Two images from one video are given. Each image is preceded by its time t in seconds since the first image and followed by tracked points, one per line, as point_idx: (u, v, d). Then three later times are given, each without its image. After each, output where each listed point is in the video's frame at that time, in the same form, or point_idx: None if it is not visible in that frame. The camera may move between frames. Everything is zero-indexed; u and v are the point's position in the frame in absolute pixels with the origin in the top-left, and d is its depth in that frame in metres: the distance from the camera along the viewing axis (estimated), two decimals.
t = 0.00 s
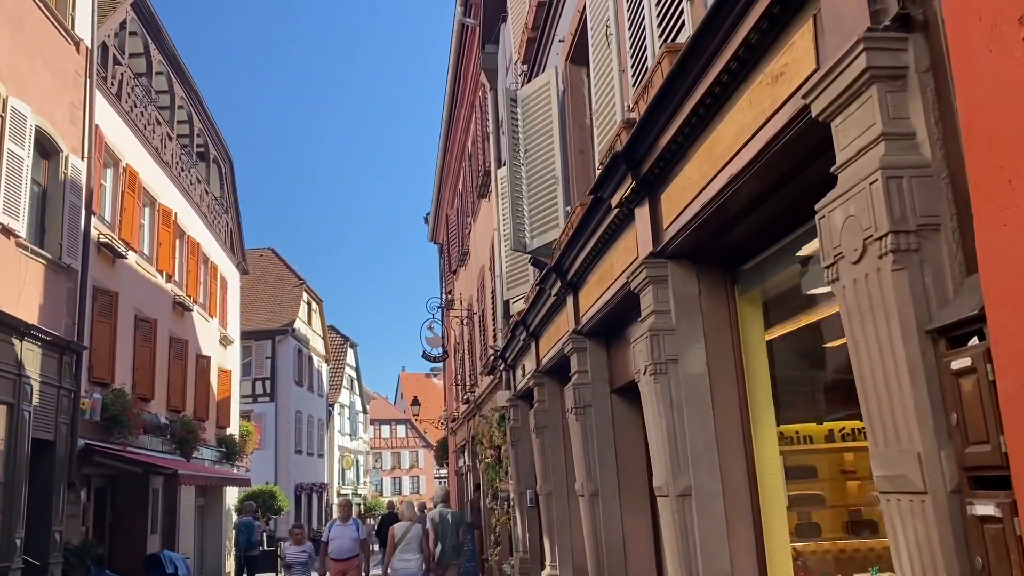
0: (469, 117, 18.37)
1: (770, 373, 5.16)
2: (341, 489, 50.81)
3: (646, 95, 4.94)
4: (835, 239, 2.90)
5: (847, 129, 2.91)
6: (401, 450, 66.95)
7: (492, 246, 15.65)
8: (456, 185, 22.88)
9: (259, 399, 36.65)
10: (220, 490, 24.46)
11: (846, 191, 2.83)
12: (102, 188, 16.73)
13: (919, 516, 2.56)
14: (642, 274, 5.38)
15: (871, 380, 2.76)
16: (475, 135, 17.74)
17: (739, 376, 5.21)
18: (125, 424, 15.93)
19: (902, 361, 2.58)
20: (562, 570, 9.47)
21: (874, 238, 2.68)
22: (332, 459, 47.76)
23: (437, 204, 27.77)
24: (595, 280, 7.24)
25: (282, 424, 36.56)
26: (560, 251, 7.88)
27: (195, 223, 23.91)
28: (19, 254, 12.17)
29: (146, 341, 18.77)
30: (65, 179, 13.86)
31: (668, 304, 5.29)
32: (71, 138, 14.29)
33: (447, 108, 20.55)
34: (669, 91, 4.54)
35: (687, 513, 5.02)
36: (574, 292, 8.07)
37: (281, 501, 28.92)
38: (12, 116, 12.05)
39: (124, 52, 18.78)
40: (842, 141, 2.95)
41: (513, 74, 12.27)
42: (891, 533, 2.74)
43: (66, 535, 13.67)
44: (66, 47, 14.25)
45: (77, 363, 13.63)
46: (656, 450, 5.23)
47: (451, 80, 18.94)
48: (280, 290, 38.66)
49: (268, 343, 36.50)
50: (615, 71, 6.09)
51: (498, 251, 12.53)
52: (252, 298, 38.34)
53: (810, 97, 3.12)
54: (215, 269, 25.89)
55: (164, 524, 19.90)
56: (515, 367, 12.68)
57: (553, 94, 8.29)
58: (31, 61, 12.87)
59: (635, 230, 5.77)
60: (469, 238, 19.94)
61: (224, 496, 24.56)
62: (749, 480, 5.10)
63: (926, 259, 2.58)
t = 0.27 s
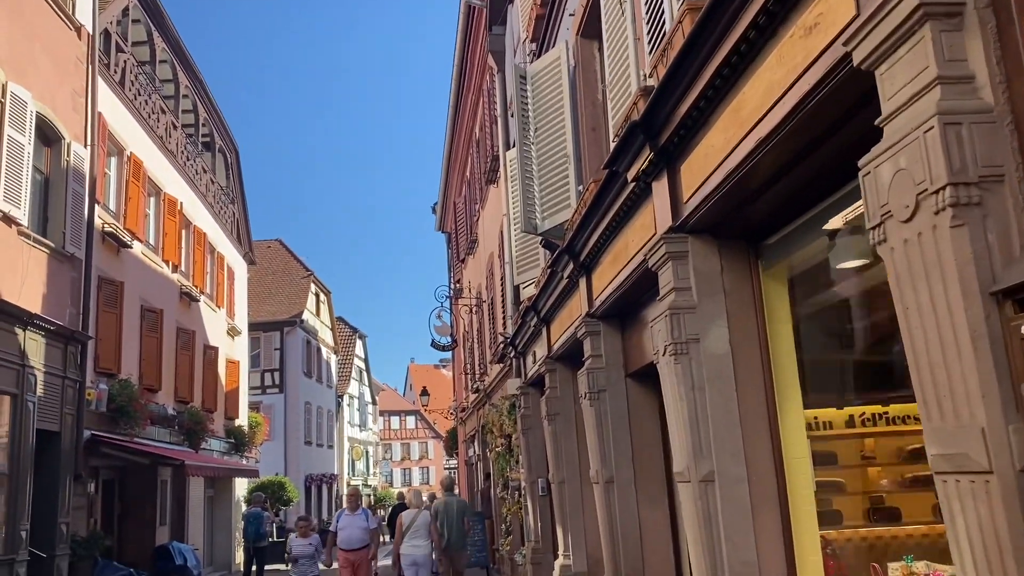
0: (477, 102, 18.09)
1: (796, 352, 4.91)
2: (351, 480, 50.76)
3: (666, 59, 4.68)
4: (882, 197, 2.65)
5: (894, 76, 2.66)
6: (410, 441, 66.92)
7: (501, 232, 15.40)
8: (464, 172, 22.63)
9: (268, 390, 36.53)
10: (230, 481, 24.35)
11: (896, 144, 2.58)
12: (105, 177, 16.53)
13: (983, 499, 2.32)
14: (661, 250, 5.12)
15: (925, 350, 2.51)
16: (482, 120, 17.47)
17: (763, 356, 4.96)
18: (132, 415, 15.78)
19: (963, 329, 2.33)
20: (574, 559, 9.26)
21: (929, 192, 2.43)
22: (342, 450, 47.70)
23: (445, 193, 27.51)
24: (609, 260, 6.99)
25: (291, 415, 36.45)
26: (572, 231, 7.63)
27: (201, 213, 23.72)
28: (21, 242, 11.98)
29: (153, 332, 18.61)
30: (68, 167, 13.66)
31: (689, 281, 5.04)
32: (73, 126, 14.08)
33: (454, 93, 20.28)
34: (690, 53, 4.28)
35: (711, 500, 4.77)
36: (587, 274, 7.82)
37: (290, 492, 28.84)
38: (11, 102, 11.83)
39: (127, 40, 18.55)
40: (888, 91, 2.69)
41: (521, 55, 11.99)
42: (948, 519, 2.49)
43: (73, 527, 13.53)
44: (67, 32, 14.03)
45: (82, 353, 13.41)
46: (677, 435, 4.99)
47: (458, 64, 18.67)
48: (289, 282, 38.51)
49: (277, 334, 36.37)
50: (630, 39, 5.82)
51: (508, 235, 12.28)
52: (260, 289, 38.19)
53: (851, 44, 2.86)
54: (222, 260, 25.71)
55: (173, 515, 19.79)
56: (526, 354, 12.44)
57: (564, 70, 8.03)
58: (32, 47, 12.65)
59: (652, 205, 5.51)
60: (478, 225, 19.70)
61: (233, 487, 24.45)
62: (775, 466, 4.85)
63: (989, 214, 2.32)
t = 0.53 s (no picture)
0: (480, 86, 17.79)
1: (821, 334, 4.64)
2: (356, 471, 50.63)
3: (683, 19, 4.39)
4: (936, 150, 2.37)
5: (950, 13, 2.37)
6: (415, 432, 66.79)
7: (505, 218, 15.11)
8: (468, 160, 22.34)
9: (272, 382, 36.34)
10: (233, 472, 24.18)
11: (953, 87, 2.30)
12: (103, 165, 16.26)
13: None
14: (677, 226, 4.85)
15: (988, 320, 2.24)
16: (486, 104, 17.17)
17: (785, 337, 4.69)
18: (132, 406, 15.57)
19: None
20: (583, 550, 9.02)
21: (995, 139, 2.15)
22: (347, 441, 47.56)
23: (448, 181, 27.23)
24: (618, 240, 6.71)
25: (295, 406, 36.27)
26: (580, 211, 7.35)
27: (201, 203, 23.46)
28: (16, 230, 11.72)
29: (153, 322, 18.38)
30: (64, 155, 13.39)
31: (706, 258, 4.76)
32: (69, 112, 13.81)
33: (457, 79, 19.98)
34: (709, 10, 3.99)
35: (731, 490, 4.50)
36: (595, 256, 7.55)
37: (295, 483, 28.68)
38: (3, 86, 11.55)
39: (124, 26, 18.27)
40: (940, 32, 2.40)
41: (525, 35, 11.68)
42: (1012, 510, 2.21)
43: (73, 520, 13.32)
44: (62, 17, 13.75)
45: (80, 344, 13.15)
46: (695, 421, 4.73)
47: (460, 49, 18.35)
48: (292, 273, 38.28)
49: (280, 325, 36.16)
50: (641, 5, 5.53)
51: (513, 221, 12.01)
52: (262, 280, 37.96)
53: None
54: (224, 250, 25.47)
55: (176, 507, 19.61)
56: (531, 341, 12.18)
57: (570, 44, 7.74)
58: (25, 30, 12.38)
59: (666, 178, 5.23)
60: (482, 213, 19.42)
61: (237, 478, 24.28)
62: (799, 453, 4.57)
63: None
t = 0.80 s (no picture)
0: (480, 71, 17.49)
1: (845, 315, 4.41)
2: (356, 462, 50.45)
3: None
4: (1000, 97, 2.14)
5: None
6: (415, 422, 66.64)
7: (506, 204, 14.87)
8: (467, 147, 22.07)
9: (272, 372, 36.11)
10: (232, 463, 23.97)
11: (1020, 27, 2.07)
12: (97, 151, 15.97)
13: None
14: (692, 201, 4.60)
15: None
16: (486, 89, 16.89)
17: (807, 317, 4.46)
18: (128, 396, 15.35)
19: None
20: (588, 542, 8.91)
21: None
22: (347, 432, 47.39)
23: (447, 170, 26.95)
24: (626, 220, 6.47)
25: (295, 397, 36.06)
26: (586, 191, 7.10)
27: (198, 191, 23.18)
28: (7, 217, 11.47)
29: (149, 312, 18.13)
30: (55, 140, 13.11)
31: (724, 235, 4.52)
32: (61, 97, 13.52)
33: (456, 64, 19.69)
34: None
35: (751, 479, 4.27)
36: (602, 238, 7.31)
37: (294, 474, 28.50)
38: None
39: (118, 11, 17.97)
40: None
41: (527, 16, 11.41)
42: None
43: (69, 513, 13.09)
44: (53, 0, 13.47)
45: (74, 333, 12.87)
46: (712, 405, 4.50)
47: (459, 33, 18.06)
48: (290, 263, 38.02)
49: (279, 315, 35.91)
50: None
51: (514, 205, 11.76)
52: (261, 271, 37.69)
53: None
54: (221, 239, 25.21)
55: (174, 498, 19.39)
56: (533, 329, 11.95)
57: (575, 19, 7.49)
58: (15, 12, 12.09)
59: (679, 152, 4.98)
60: (482, 200, 19.16)
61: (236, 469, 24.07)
62: (822, 440, 4.34)
63: None
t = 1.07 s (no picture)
0: (475, 55, 17.19)
1: (868, 291, 4.17)
2: (351, 454, 50.23)
3: None
4: None
5: None
6: (410, 414, 66.41)
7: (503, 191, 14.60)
8: (462, 135, 21.77)
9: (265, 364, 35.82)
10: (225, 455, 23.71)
11: None
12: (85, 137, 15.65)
13: None
14: (707, 172, 4.35)
15: None
16: (481, 74, 16.60)
17: (828, 293, 4.22)
18: (118, 386, 15.08)
19: None
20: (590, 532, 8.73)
21: None
22: (341, 424, 47.14)
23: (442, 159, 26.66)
24: (632, 198, 6.23)
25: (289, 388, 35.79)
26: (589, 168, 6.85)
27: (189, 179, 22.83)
28: None
29: (140, 301, 17.84)
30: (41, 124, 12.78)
31: (740, 207, 4.27)
32: (47, 80, 13.20)
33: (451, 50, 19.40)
34: None
35: (770, 464, 4.05)
36: (606, 218, 7.06)
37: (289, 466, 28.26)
38: None
39: None
40: None
41: None
42: None
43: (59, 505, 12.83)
44: None
45: (62, 321, 12.58)
46: (728, 387, 4.27)
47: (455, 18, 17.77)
48: (284, 254, 37.69)
49: (273, 306, 35.60)
50: None
51: (512, 190, 11.50)
52: (254, 262, 37.36)
53: None
54: (213, 229, 24.90)
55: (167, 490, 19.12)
56: (532, 316, 11.71)
57: None
58: None
59: (691, 121, 4.74)
60: (477, 187, 18.89)
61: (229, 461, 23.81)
62: (845, 423, 4.11)
63: None
